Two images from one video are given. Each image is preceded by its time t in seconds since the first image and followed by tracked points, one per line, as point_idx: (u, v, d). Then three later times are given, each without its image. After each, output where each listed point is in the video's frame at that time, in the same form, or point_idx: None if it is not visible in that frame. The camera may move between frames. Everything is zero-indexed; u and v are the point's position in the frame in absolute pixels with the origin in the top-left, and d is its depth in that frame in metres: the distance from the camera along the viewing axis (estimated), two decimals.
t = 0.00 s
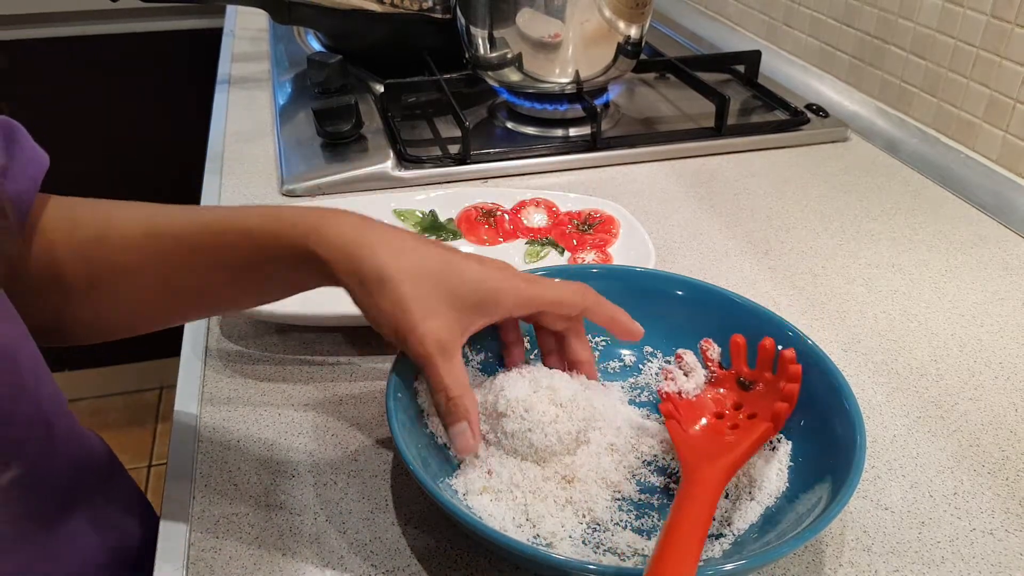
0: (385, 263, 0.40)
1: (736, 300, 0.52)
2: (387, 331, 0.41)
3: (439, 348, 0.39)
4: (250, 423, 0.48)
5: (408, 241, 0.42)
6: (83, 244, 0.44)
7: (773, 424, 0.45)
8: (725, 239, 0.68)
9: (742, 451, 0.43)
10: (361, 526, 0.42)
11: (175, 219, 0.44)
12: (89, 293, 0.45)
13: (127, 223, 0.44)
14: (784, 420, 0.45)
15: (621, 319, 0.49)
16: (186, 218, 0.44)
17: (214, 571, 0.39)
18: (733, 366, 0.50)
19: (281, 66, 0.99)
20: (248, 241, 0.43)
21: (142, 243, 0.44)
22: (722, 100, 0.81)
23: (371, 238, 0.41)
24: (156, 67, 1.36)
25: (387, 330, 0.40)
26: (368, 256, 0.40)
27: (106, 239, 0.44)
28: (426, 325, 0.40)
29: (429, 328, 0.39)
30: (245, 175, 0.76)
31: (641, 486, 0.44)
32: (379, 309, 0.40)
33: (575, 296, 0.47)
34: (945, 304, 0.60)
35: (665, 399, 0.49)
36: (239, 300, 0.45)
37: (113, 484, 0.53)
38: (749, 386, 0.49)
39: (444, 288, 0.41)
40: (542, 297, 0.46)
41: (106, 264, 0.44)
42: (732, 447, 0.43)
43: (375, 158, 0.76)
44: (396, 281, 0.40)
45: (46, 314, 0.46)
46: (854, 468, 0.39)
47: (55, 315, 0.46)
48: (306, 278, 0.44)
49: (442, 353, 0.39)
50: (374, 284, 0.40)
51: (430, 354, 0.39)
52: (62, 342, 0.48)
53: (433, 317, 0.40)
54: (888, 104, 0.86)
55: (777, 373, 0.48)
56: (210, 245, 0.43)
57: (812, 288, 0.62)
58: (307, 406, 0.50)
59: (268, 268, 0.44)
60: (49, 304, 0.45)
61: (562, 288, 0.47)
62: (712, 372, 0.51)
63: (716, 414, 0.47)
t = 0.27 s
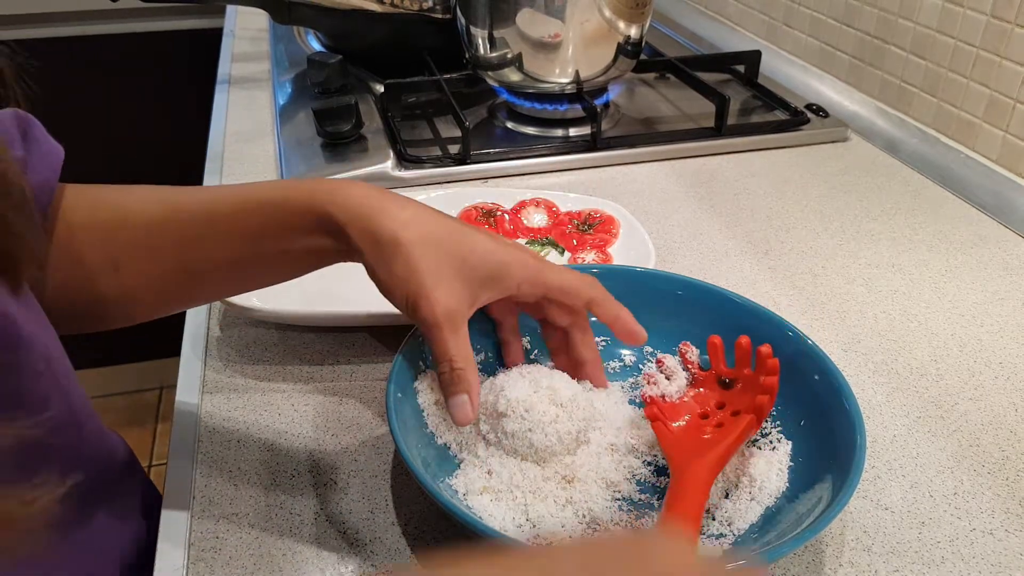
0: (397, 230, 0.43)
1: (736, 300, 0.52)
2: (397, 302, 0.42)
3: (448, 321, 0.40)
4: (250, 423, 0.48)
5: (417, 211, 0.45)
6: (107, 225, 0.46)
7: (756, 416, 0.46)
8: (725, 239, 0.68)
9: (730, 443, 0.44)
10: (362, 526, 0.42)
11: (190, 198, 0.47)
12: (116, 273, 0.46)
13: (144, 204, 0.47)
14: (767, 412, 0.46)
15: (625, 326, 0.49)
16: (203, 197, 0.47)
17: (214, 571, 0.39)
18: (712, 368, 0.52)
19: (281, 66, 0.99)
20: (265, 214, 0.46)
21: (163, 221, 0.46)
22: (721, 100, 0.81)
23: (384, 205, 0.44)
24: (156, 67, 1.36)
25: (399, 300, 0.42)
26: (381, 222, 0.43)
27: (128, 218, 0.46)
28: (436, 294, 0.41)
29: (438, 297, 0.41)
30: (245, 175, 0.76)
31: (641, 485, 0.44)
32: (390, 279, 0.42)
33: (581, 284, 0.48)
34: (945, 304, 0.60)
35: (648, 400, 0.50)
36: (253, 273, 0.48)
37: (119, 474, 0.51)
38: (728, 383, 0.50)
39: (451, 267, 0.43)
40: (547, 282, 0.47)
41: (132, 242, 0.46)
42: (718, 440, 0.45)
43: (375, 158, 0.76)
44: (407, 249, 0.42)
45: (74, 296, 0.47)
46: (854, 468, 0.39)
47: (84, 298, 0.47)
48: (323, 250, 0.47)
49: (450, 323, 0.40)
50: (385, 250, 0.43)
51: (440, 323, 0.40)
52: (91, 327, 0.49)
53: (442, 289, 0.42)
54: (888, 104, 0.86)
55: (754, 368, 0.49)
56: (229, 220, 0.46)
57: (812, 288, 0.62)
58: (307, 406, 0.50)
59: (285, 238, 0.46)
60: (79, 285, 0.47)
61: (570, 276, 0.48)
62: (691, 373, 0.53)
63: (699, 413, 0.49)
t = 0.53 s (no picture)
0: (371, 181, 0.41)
1: (735, 300, 0.52)
2: (380, 254, 0.41)
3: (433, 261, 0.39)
4: (250, 423, 0.48)
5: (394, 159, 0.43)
6: (104, 206, 0.47)
7: (756, 415, 0.46)
8: (725, 239, 0.68)
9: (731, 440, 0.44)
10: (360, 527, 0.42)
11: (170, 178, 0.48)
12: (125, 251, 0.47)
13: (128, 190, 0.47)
14: (766, 411, 0.46)
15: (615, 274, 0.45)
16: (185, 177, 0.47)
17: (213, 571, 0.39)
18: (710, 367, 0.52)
19: (281, 66, 0.99)
20: (243, 185, 0.46)
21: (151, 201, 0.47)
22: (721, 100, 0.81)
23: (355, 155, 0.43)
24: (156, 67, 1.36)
25: (380, 252, 0.41)
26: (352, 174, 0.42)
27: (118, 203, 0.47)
28: (417, 238, 0.40)
29: (419, 241, 0.40)
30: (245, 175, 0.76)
31: (641, 486, 0.44)
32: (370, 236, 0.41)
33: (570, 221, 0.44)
34: (945, 304, 0.60)
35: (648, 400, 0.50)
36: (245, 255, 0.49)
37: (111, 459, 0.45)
38: (728, 382, 0.50)
39: (432, 215, 0.41)
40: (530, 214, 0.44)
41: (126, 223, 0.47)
42: (720, 437, 0.45)
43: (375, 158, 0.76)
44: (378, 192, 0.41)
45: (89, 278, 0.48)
46: (855, 469, 0.39)
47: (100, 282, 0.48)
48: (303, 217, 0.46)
49: (436, 265, 0.39)
50: (359, 203, 0.41)
51: (424, 266, 0.39)
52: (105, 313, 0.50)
53: (426, 232, 0.40)
54: (888, 104, 0.86)
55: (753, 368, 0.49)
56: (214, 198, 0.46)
57: (813, 288, 0.62)
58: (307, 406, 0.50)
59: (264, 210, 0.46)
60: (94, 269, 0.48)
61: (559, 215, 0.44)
62: (690, 373, 0.53)
63: (699, 414, 0.49)
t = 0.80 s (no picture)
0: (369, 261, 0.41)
1: (735, 299, 0.52)
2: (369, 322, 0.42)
3: (419, 343, 0.40)
4: (251, 424, 0.48)
5: (394, 228, 0.43)
6: (117, 227, 0.47)
7: (756, 415, 0.46)
8: (725, 239, 0.68)
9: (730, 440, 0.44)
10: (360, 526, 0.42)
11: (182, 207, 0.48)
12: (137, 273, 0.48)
13: (150, 204, 0.48)
14: (765, 411, 0.46)
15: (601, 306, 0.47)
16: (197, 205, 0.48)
17: (213, 571, 0.39)
18: (710, 367, 0.52)
19: (281, 66, 0.99)
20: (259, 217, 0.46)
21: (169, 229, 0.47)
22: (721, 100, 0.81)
23: (358, 221, 0.43)
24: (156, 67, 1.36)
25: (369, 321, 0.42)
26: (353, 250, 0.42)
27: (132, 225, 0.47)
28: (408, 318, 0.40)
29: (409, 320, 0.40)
30: (245, 175, 0.76)
31: (641, 486, 0.44)
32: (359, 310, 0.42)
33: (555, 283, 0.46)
34: (945, 304, 0.60)
35: (648, 400, 0.50)
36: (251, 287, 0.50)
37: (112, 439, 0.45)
38: (728, 382, 0.50)
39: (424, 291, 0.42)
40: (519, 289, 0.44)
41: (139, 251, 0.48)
42: (720, 437, 0.45)
43: (375, 158, 0.76)
44: (377, 272, 0.41)
45: (100, 294, 0.49)
46: (854, 469, 0.39)
47: (107, 298, 0.49)
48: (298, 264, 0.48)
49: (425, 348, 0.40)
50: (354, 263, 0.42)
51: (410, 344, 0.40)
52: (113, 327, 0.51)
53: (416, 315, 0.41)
54: (888, 104, 0.86)
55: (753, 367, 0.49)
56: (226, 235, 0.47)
57: (812, 288, 0.62)
58: (307, 406, 0.50)
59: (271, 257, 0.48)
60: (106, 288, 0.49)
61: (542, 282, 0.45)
62: (691, 373, 0.53)
63: (698, 414, 0.49)
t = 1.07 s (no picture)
0: (364, 248, 0.43)
1: (735, 298, 0.52)
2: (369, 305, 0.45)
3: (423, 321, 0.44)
4: (251, 424, 0.48)
5: (385, 215, 0.44)
6: (118, 232, 0.48)
7: (756, 415, 0.46)
8: (725, 239, 0.68)
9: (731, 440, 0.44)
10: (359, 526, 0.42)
11: (180, 205, 0.48)
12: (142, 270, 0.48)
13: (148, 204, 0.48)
14: (765, 411, 0.46)
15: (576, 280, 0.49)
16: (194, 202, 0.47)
17: (214, 571, 0.39)
18: (710, 367, 0.52)
19: (281, 66, 0.99)
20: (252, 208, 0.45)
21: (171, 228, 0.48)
22: (721, 100, 0.81)
23: (351, 214, 0.44)
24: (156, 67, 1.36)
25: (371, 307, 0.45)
26: (348, 241, 0.43)
27: (133, 231, 0.48)
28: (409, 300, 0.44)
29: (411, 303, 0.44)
30: (245, 175, 0.76)
31: (641, 486, 0.44)
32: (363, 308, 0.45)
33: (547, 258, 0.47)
34: (945, 304, 0.60)
35: (647, 399, 0.50)
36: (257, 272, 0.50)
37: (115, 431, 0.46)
38: (728, 382, 0.50)
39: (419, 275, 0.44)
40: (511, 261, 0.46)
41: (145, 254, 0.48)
42: (721, 436, 0.45)
43: (375, 158, 0.76)
44: (372, 259, 0.43)
45: (106, 296, 0.49)
46: (854, 469, 0.39)
47: (114, 298, 0.49)
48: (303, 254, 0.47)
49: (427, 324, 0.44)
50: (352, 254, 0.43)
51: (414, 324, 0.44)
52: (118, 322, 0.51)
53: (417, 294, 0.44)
54: (888, 104, 0.86)
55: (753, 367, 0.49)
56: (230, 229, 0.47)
57: (812, 288, 0.62)
58: (308, 406, 0.50)
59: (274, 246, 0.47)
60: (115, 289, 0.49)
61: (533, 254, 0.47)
62: (690, 373, 0.53)
63: (698, 413, 0.49)
